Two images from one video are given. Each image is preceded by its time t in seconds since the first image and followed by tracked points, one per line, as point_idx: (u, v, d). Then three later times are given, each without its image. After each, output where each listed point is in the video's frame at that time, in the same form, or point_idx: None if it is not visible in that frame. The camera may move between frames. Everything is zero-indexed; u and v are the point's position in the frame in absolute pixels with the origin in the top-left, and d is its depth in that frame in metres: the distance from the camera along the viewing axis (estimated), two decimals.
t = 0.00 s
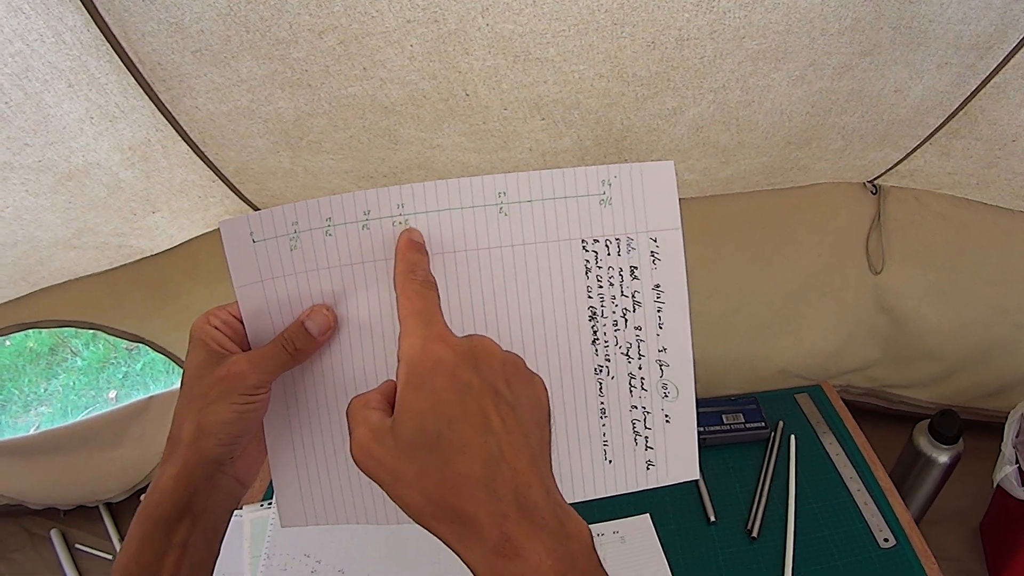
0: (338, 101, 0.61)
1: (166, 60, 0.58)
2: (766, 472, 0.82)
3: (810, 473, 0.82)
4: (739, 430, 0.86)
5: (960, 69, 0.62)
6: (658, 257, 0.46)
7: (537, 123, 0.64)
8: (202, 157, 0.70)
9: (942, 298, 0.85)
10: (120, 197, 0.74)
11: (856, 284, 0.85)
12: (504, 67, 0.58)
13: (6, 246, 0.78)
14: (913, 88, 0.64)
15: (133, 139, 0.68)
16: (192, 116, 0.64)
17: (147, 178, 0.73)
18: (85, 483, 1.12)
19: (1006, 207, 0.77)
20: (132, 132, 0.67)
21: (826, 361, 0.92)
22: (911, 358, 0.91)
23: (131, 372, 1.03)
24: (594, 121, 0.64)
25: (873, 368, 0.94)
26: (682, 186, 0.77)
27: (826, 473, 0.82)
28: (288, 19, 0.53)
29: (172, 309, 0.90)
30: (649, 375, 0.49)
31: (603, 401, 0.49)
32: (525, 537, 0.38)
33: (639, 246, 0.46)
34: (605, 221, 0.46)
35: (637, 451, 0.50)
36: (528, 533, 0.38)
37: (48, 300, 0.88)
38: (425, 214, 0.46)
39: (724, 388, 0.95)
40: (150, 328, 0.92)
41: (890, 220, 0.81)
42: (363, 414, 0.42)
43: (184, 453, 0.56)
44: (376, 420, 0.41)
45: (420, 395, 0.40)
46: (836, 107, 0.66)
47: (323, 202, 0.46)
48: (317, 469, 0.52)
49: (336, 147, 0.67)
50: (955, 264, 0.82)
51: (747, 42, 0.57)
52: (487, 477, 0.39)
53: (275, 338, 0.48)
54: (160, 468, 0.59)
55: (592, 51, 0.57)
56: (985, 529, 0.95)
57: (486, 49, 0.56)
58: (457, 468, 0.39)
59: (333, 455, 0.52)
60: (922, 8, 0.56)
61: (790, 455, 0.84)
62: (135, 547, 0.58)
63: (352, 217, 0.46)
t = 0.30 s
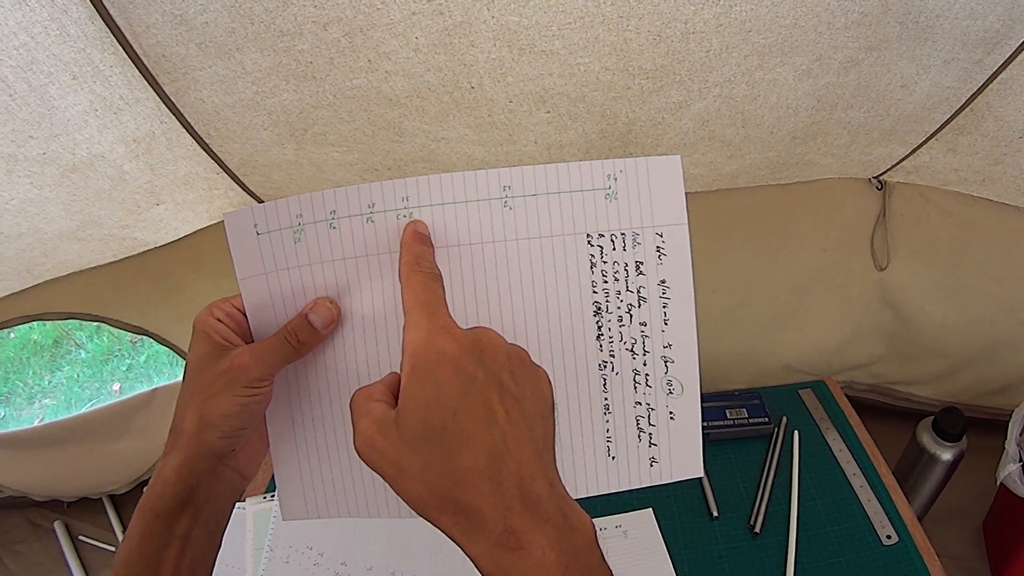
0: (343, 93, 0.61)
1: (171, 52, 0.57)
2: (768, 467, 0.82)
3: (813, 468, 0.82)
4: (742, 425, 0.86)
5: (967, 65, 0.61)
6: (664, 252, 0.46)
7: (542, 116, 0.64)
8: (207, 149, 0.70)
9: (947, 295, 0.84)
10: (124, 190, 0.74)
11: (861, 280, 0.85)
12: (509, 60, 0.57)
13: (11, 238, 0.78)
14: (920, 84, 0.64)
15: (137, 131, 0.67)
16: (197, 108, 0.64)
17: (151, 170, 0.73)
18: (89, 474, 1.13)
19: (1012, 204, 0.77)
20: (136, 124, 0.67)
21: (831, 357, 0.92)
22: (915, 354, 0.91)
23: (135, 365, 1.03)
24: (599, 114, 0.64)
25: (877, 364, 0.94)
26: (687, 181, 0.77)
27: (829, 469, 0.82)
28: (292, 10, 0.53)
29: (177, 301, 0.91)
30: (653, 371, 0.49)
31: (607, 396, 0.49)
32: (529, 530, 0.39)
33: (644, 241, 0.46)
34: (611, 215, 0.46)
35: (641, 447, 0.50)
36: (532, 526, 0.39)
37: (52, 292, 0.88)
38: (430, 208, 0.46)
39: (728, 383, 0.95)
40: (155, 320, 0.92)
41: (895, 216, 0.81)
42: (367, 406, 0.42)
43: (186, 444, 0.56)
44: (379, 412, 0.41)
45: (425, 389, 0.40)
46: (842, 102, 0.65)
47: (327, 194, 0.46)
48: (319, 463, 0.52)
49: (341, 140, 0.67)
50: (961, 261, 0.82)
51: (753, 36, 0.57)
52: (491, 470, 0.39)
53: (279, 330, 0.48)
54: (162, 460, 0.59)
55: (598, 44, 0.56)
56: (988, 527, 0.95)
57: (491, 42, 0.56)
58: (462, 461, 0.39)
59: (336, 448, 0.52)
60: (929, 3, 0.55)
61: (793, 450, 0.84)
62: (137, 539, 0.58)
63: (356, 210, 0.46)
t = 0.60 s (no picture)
0: (344, 92, 0.61)
1: (172, 52, 0.58)
2: (769, 465, 0.82)
3: (812, 466, 0.82)
4: (742, 423, 0.86)
5: (967, 64, 0.61)
6: (659, 252, 0.46)
7: (543, 115, 0.64)
8: (208, 148, 0.70)
9: (948, 294, 0.84)
10: (124, 188, 0.74)
11: (860, 278, 0.85)
12: (509, 58, 0.57)
13: (12, 238, 0.78)
14: (920, 82, 0.64)
15: (138, 130, 0.67)
16: (198, 107, 0.64)
17: (151, 169, 0.73)
18: (91, 473, 1.13)
19: (1013, 203, 0.77)
20: (137, 123, 0.67)
21: (831, 355, 0.92)
22: (916, 352, 0.91)
23: (136, 364, 1.03)
24: (600, 112, 0.64)
25: (878, 362, 0.94)
26: (688, 179, 0.77)
27: (830, 467, 0.82)
28: (293, 9, 0.53)
29: (178, 299, 0.91)
30: (646, 368, 0.49)
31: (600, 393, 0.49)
32: None
33: (640, 241, 0.46)
34: (607, 216, 0.46)
35: (633, 443, 0.51)
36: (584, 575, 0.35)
37: (53, 292, 0.88)
38: (426, 207, 0.45)
39: (728, 381, 0.95)
40: (156, 318, 0.92)
41: (895, 214, 0.80)
42: (407, 413, 0.37)
43: (186, 442, 0.56)
44: (421, 422, 0.36)
45: (485, 413, 0.35)
46: (843, 101, 0.65)
47: (325, 193, 0.46)
48: (317, 460, 0.52)
49: (341, 138, 0.67)
50: (962, 259, 0.82)
51: (753, 35, 0.57)
52: (548, 511, 0.34)
53: (278, 329, 0.49)
54: (161, 458, 0.59)
55: (598, 43, 0.56)
56: (988, 526, 0.95)
57: (491, 41, 0.56)
58: (516, 498, 0.34)
59: (332, 446, 0.52)
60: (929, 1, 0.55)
61: (794, 448, 0.84)
62: (137, 537, 0.58)
63: (353, 209, 0.46)
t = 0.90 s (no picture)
0: (343, 90, 0.61)
1: (172, 49, 0.58)
2: (767, 462, 0.82)
3: (811, 463, 0.82)
4: (741, 420, 0.86)
5: (965, 62, 0.62)
6: (658, 247, 0.46)
7: (542, 112, 0.64)
8: (207, 146, 0.70)
9: (947, 291, 0.84)
10: (125, 186, 0.75)
11: (859, 276, 0.85)
12: (508, 55, 0.58)
13: (12, 236, 0.78)
14: (919, 80, 0.64)
15: (138, 128, 0.68)
16: (197, 105, 0.64)
17: (152, 167, 0.73)
18: (90, 470, 1.14)
19: (1013, 201, 0.77)
20: (137, 121, 0.67)
21: (829, 352, 0.92)
22: (914, 349, 0.91)
23: (136, 361, 1.03)
24: (599, 109, 0.64)
25: (877, 359, 0.94)
26: (686, 176, 0.77)
27: (828, 464, 0.82)
28: (292, 7, 0.54)
29: (179, 296, 0.91)
30: (647, 365, 0.49)
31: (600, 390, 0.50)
32: (603, 557, 0.39)
33: (639, 237, 0.46)
34: (605, 212, 0.46)
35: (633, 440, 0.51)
36: (608, 554, 0.39)
37: (53, 290, 0.89)
38: (425, 203, 0.46)
39: (727, 378, 0.95)
40: (156, 316, 0.93)
41: (893, 211, 0.81)
42: (460, 400, 0.42)
43: (185, 440, 0.56)
44: (472, 409, 0.41)
45: (532, 402, 0.40)
46: (841, 98, 0.66)
47: (323, 190, 0.46)
48: (317, 457, 0.52)
49: (341, 136, 0.67)
50: (960, 257, 0.82)
51: (752, 32, 0.57)
52: (581, 494, 0.39)
53: (274, 326, 0.49)
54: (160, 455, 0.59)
55: (597, 40, 0.57)
56: (986, 523, 0.96)
57: (491, 38, 0.56)
58: (554, 481, 0.39)
59: (332, 443, 0.52)
60: None
61: (792, 445, 0.84)
62: (135, 534, 0.58)
63: (351, 206, 0.46)
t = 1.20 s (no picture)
0: (339, 86, 0.61)
1: (167, 48, 0.58)
2: (766, 457, 0.82)
3: (810, 458, 0.82)
4: (739, 415, 0.86)
5: (961, 55, 0.62)
6: (657, 243, 0.47)
7: (538, 108, 0.64)
8: (204, 144, 0.71)
9: (945, 286, 0.84)
10: (122, 184, 0.75)
11: (858, 271, 0.85)
12: (504, 51, 0.57)
13: (10, 235, 0.78)
14: (915, 75, 0.64)
15: (134, 126, 0.68)
16: (193, 103, 0.64)
17: (148, 165, 0.73)
18: (90, 469, 1.14)
19: (1010, 195, 0.77)
20: (133, 119, 0.67)
21: (828, 347, 0.92)
22: (912, 344, 0.91)
23: (134, 360, 1.03)
24: (595, 105, 0.64)
25: (875, 354, 0.94)
26: (683, 171, 0.77)
27: (826, 459, 0.82)
28: (287, 4, 0.53)
29: (176, 294, 0.91)
30: (646, 361, 0.49)
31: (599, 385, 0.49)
32: (602, 555, 0.39)
33: (638, 233, 0.46)
34: (604, 207, 0.46)
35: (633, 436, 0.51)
36: (606, 552, 0.39)
37: (51, 289, 0.89)
38: (424, 200, 0.46)
39: (725, 374, 0.96)
40: (154, 314, 0.93)
41: (892, 206, 0.81)
42: (451, 400, 0.41)
43: (185, 438, 0.56)
44: (465, 410, 0.40)
45: (527, 404, 0.39)
46: (837, 93, 0.66)
47: (322, 187, 0.46)
48: (318, 454, 0.52)
49: (337, 133, 0.67)
50: (958, 251, 0.82)
51: (747, 27, 0.57)
52: (578, 495, 0.39)
53: (274, 323, 0.49)
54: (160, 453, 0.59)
55: (591, 35, 0.57)
56: (985, 518, 0.96)
57: (486, 34, 0.56)
58: (551, 483, 0.39)
59: (331, 440, 0.52)
60: None
61: (791, 440, 0.84)
62: (137, 532, 0.58)
63: (350, 203, 0.46)
